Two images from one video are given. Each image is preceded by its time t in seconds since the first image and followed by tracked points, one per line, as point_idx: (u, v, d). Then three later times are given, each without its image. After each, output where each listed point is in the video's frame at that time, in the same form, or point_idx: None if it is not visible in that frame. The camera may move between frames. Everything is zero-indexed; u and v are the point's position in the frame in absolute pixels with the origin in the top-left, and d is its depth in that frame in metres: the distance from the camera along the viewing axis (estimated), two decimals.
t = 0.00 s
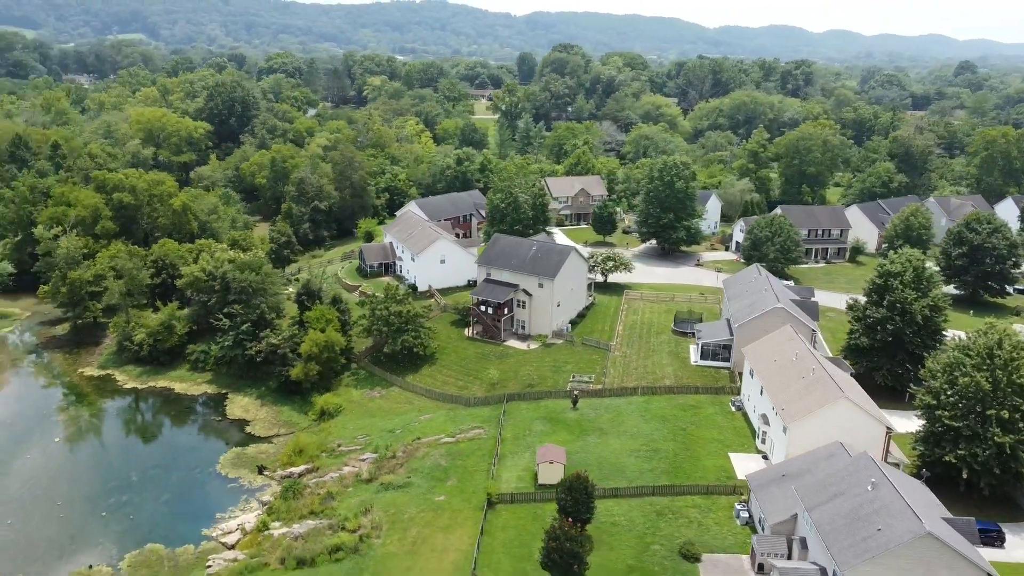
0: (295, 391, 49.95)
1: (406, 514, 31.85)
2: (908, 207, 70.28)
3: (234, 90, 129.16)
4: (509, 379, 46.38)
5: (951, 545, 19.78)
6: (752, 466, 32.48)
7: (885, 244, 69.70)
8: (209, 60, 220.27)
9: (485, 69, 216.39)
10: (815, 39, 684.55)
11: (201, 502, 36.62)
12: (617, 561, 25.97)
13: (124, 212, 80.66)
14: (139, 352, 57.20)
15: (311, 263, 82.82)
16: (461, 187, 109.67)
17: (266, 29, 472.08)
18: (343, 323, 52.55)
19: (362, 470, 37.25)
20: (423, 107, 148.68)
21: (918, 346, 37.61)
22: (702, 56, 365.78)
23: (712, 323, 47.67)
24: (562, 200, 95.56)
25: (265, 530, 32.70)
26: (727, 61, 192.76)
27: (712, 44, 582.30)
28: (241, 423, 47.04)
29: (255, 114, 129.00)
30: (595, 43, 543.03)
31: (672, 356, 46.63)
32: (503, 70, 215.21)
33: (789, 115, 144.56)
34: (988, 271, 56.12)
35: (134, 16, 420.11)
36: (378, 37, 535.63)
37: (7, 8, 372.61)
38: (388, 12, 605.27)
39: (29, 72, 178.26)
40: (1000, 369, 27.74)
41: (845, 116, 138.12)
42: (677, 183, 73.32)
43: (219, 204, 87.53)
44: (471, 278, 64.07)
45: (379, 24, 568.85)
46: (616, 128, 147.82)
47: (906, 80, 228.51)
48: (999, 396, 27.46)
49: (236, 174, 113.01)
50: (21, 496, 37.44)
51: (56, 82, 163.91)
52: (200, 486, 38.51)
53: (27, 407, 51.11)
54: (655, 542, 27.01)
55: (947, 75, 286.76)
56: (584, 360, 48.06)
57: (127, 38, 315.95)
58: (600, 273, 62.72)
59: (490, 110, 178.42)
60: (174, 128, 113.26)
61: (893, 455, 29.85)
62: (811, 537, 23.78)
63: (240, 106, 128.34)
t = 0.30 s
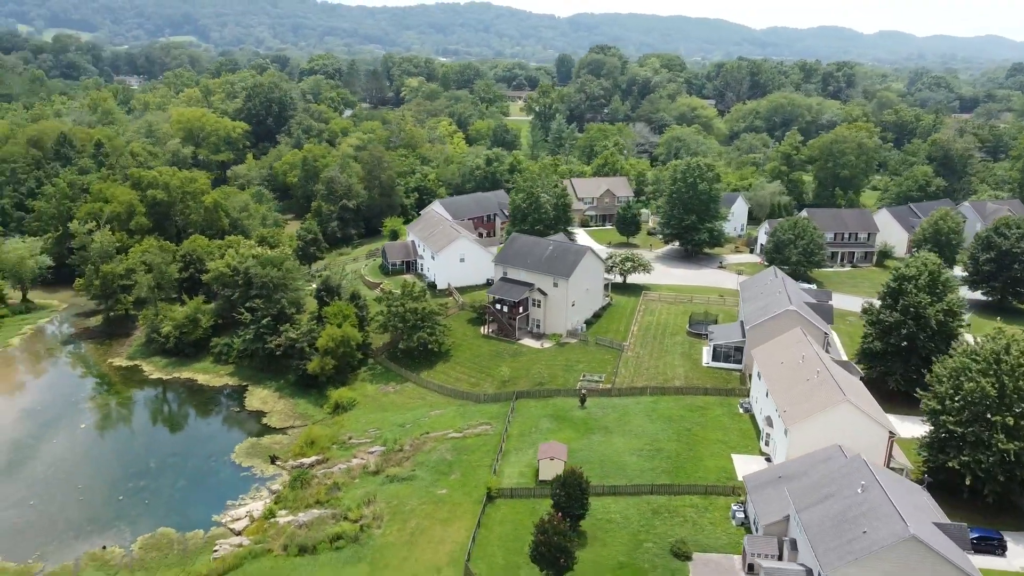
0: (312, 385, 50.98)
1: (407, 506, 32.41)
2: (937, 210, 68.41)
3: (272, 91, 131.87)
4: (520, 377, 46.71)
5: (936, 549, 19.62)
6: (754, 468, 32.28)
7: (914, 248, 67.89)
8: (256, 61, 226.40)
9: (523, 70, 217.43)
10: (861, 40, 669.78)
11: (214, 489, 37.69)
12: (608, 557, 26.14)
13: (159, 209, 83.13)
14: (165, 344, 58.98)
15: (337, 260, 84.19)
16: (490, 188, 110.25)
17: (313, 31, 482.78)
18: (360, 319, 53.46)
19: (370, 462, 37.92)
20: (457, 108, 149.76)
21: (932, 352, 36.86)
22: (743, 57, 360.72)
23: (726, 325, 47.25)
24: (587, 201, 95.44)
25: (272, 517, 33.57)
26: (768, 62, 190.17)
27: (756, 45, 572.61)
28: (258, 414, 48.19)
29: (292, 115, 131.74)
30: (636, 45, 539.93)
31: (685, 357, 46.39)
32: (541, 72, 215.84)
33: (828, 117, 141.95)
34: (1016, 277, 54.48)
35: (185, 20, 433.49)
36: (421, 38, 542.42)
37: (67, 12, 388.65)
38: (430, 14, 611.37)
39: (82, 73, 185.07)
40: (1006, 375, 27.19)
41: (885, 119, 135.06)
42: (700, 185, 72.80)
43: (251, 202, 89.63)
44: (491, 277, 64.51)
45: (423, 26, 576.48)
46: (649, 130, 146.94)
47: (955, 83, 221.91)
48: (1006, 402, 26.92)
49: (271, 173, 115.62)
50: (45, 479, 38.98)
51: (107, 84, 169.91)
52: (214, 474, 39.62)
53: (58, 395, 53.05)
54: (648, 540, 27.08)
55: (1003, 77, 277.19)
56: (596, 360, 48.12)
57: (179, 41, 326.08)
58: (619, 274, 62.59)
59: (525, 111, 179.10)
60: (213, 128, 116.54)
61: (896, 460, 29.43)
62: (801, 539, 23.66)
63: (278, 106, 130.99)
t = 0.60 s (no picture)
0: (333, 378, 52.10)
1: (412, 497, 33.06)
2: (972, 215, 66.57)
3: (313, 91, 134.52)
4: (535, 375, 47.03)
5: (922, 553, 19.53)
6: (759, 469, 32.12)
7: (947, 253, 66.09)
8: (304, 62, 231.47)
9: (565, 71, 217.68)
10: (916, 41, 650.61)
11: (231, 476, 38.93)
12: (602, 552, 26.43)
13: (197, 206, 85.78)
14: (195, 335, 60.84)
15: (366, 257, 85.62)
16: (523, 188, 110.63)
17: (362, 33, 491.74)
18: (381, 315, 54.43)
19: (381, 454, 38.68)
20: (493, 109, 150.53)
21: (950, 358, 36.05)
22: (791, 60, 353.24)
23: (744, 327, 46.85)
24: (616, 203, 95.16)
25: (283, 504, 34.60)
26: (813, 64, 186.44)
27: (805, 45, 561.53)
28: (280, 405, 49.48)
29: (332, 115, 134.33)
30: (682, 45, 533.46)
31: (700, 358, 46.19)
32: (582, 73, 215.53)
33: (872, 119, 138.60)
34: None
35: (239, 23, 445.84)
36: (467, 40, 547.18)
37: (127, 16, 403.40)
38: (475, 15, 615.34)
39: (137, 73, 191.65)
40: (1015, 381, 26.70)
41: (932, 122, 131.20)
42: (726, 187, 72.16)
43: (285, 199, 91.82)
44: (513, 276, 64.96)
45: (469, 28, 581.45)
46: (687, 132, 145.64)
47: (1013, 86, 213.77)
48: (1014, 409, 26.44)
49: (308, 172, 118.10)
50: (74, 462, 40.77)
51: (158, 84, 175.68)
52: (232, 461, 40.90)
53: (93, 383, 55.27)
54: (644, 537, 27.22)
55: None
56: (611, 360, 48.16)
57: (232, 43, 335.21)
58: (641, 275, 62.46)
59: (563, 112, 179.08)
60: (254, 128, 119.70)
61: (903, 466, 29.05)
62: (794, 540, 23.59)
63: (318, 106, 133.59)
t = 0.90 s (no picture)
0: (352, 372, 53.08)
1: (418, 489, 33.61)
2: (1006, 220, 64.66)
3: (349, 92, 136.66)
4: (548, 373, 47.24)
5: (909, 555, 19.38)
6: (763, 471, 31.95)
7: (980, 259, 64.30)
8: (346, 63, 235.25)
9: (603, 71, 217.00)
10: (969, 41, 630.35)
11: (247, 465, 40.02)
12: (598, 548, 26.65)
13: (230, 203, 88.05)
14: (223, 329, 62.56)
15: (393, 255, 86.72)
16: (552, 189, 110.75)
17: (405, 34, 497.76)
18: (401, 311, 55.27)
19: (392, 447, 39.32)
20: (527, 109, 150.91)
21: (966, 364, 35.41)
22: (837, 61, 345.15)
23: (761, 329, 46.43)
24: (643, 204, 94.63)
25: (294, 492, 35.50)
26: (856, 65, 182.19)
27: (852, 45, 548.32)
28: (299, 398, 50.60)
29: (367, 116, 136.37)
30: (726, 46, 525.01)
31: (715, 360, 45.94)
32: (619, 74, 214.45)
33: (914, 122, 134.91)
34: None
35: (287, 25, 454.74)
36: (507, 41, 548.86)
37: (180, 18, 415.44)
38: (516, 16, 616.15)
39: (185, 74, 197.11)
40: None
41: (978, 125, 127.11)
42: (752, 189, 71.38)
43: (317, 198, 93.59)
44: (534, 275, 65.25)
45: (509, 28, 583.47)
46: (722, 133, 144.01)
47: None
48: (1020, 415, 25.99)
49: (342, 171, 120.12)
50: (100, 448, 42.37)
51: (204, 84, 180.41)
52: (250, 451, 42.03)
53: (123, 372, 57.18)
54: (641, 534, 27.33)
55: None
56: (625, 360, 48.14)
57: (279, 44, 342.05)
58: (662, 276, 62.22)
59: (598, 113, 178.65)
60: (291, 128, 122.28)
61: (909, 471, 28.64)
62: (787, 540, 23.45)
63: (354, 106, 135.68)
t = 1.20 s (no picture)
0: (366, 367, 53.87)
1: (420, 482, 34.14)
2: None
3: (380, 91, 138.16)
4: (557, 371, 47.38)
5: (890, 558, 19.30)
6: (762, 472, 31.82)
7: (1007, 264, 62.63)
8: (383, 62, 237.81)
9: (636, 72, 215.66)
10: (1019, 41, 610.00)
11: (259, 455, 41.05)
12: (589, 544, 26.88)
13: (257, 200, 89.95)
14: (245, 322, 64.07)
15: (415, 253, 87.54)
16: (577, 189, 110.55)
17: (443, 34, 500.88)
18: (415, 308, 55.91)
19: (399, 440, 39.89)
20: (556, 109, 150.75)
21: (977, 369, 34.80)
22: (882, 61, 335.10)
23: (772, 331, 46.01)
24: (665, 205, 94.04)
25: (300, 482, 36.31)
26: (896, 65, 177.74)
27: (895, 45, 535.02)
28: (314, 391, 51.57)
29: (397, 115, 137.74)
30: (767, 46, 515.62)
31: (725, 361, 45.68)
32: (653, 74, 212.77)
33: (952, 124, 131.26)
34: None
35: (327, 25, 460.22)
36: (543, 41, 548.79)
37: (224, 20, 424.96)
38: (553, 15, 614.70)
39: (224, 73, 201.14)
40: None
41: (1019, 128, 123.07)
42: (773, 190, 70.60)
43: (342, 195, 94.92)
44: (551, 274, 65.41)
45: (545, 28, 583.43)
46: (753, 134, 142.17)
47: None
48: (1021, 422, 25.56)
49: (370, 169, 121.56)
50: (120, 435, 43.81)
51: (241, 84, 183.82)
52: (261, 441, 42.99)
53: (147, 363, 58.87)
54: (633, 531, 27.47)
55: None
56: (635, 359, 48.07)
57: (319, 44, 346.70)
58: (679, 277, 61.90)
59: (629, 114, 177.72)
60: (322, 126, 124.19)
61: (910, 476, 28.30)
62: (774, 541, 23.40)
63: (384, 106, 137.07)
